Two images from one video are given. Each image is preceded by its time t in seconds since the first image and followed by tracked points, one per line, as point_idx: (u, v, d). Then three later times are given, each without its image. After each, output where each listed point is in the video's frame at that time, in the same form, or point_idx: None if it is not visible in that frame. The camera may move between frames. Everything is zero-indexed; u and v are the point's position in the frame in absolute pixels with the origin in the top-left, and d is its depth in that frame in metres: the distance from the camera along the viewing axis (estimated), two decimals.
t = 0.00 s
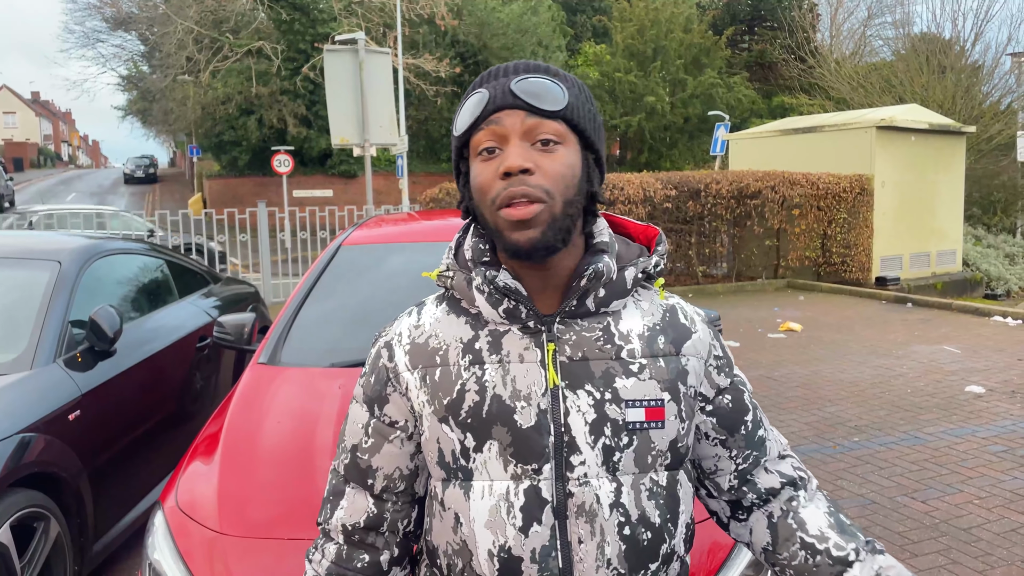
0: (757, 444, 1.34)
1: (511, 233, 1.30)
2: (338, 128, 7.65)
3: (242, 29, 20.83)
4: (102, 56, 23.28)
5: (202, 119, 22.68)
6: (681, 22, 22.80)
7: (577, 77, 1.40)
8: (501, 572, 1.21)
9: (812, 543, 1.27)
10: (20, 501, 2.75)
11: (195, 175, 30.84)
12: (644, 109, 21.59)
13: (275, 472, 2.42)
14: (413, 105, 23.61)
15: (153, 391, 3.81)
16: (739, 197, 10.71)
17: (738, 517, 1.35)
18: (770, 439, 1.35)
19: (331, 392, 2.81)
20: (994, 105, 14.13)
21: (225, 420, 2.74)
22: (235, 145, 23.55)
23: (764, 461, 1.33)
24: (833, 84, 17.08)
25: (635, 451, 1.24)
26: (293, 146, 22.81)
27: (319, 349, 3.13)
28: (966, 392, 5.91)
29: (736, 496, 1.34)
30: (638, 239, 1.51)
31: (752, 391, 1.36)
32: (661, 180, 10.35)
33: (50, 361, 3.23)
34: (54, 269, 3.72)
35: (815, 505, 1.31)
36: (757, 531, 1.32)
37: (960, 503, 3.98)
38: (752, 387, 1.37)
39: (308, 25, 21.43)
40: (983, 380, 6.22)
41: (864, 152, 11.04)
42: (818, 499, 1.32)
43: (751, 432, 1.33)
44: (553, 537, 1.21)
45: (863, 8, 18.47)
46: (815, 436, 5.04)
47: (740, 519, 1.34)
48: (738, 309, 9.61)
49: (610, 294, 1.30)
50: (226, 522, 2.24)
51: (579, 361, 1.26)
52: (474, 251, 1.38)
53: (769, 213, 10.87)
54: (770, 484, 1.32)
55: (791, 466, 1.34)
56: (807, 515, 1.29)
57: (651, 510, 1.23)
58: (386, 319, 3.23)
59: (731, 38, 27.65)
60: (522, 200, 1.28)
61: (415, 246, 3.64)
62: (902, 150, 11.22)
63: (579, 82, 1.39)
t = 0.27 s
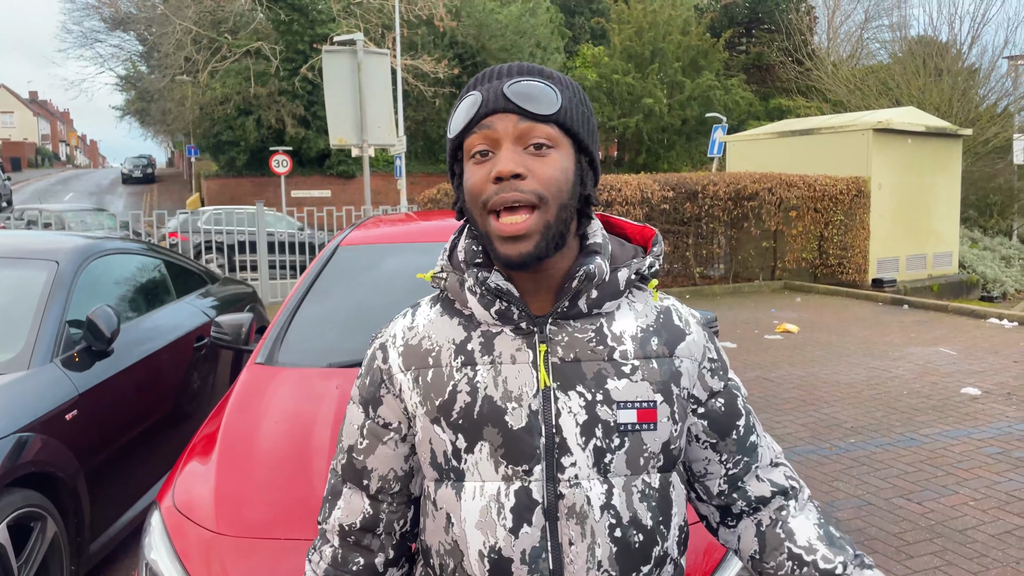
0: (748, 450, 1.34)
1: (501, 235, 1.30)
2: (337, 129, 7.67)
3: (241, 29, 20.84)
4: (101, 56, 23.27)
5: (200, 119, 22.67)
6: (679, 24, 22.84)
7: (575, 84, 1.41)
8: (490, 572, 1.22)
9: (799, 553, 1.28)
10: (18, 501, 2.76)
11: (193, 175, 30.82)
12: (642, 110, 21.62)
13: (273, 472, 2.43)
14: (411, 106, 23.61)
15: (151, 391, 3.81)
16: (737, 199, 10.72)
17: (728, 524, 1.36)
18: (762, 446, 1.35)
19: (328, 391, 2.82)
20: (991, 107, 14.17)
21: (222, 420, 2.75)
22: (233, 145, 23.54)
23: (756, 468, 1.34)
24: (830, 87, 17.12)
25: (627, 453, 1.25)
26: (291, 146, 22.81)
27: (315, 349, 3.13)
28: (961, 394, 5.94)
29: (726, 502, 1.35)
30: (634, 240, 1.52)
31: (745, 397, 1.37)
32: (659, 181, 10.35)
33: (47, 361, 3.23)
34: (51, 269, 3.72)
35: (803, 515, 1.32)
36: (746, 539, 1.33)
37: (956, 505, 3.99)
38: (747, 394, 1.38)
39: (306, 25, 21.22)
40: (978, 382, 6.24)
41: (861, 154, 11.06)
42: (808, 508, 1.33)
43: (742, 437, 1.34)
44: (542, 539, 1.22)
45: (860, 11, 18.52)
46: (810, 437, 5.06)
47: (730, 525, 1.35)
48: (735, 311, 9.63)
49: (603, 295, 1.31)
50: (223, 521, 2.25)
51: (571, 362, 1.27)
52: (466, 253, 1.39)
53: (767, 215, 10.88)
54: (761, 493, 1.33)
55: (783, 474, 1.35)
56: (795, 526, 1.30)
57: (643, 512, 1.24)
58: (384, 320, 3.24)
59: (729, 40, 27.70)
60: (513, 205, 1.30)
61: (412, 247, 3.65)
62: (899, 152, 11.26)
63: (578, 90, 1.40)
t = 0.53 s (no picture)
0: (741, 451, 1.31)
1: (500, 225, 1.28)
2: (335, 128, 7.64)
3: (238, 28, 20.77)
4: (97, 55, 23.18)
5: (197, 119, 22.61)
6: (677, 25, 22.82)
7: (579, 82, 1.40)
8: (480, 569, 1.20)
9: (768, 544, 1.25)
10: (13, 500, 2.73)
11: (190, 174, 30.74)
12: (640, 111, 21.61)
13: (270, 472, 2.41)
14: (409, 105, 23.57)
15: (147, 390, 3.78)
16: (735, 200, 10.71)
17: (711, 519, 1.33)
18: (755, 447, 1.32)
19: (325, 390, 2.81)
20: (989, 109, 14.17)
21: (218, 420, 2.73)
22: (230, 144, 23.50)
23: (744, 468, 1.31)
24: (829, 88, 17.12)
25: (620, 451, 1.22)
26: (288, 146, 22.77)
27: (311, 348, 3.11)
28: (960, 395, 5.92)
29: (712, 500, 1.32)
30: (634, 238, 1.50)
31: (740, 396, 1.34)
32: (657, 181, 10.33)
33: (43, 360, 3.20)
34: (48, 268, 3.70)
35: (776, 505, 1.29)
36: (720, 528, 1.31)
37: (954, 506, 3.98)
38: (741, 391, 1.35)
39: (303, 24, 21.17)
40: (977, 384, 6.24)
41: (860, 155, 11.05)
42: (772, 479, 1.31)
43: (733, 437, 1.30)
44: (533, 536, 1.20)
45: (859, 12, 18.51)
46: (808, 438, 5.05)
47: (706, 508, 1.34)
48: (733, 312, 9.62)
49: (598, 290, 1.29)
50: (219, 521, 2.23)
51: (566, 359, 1.25)
52: (464, 247, 1.37)
53: (765, 216, 10.87)
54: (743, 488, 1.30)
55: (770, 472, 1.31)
56: (752, 492, 1.28)
57: (635, 511, 1.22)
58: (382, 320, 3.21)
59: (728, 41, 27.69)
60: (514, 197, 1.27)
61: (410, 247, 3.63)
62: (897, 153, 11.25)
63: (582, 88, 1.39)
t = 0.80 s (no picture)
0: (733, 460, 1.32)
1: (509, 281, 1.30)
2: (334, 129, 7.66)
3: (238, 29, 20.80)
4: (97, 56, 23.19)
5: (197, 120, 22.63)
6: (677, 27, 22.85)
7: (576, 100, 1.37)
8: (474, 570, 1.22)
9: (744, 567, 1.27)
10: (12, 501, 2.75)
11: (190, 175, 30.77)
12: (639, 112, 21.63)
13: (268, 476, 2.41)
14: (409, 107, 23.59)
15: (146, 391, 3.80)
16: (733, 202, 10.74)
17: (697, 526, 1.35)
18: (746, 461, 1.32)
19: (323, 392, 2.82)
20: (987, 111, 14.21)
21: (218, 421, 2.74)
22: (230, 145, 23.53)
23: (734, 480, 1.32)
24: (828, 90, 17.15)
25: (613, 454, 1.24)
26: (288, 147, 22.79)
27: (311, 349, 3.14)
28: (957, 397, 5.94)
29: (698, 508, 1.34)
30: (631, 243, 1.52)
31: (733, 402, 1.35)
32: (656, 183, 10.35)
33: (43, 361, 3.22)
34: (48, 269, 3.72)
35: (763, 531, 1.29)
36: (703, 536, 1.33)
37: (951, 508, 4.00)
38: (734, 397, 1.36)
39: (303, 26, 21.02)
40: (974, 386, 6.26)
41: (858, 157, 11.08)
42: (770, 527, 1.30)
43: (726, 441, 1.32)
44: (527, 536, 1.22)
45: (858, 15, 18.53)
46: (806, 440, 5.07)
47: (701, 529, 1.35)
48: (731, 313, 9.64)
49: (596, 296, 1.30)
50: (218, 523, 2.24)
51: (561, 362, 1.27)
52: (460, 253, 1.39)
53: (763, 218, 10.90)
54: (730, 501, 1.31)
55: (762, 491, 1.32)
56: (748, 538, 1.28)
57: (628, 513, 1.24)
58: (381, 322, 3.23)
59: (726, 42, 27.74)
60: (523, 255, 1.29)
61: (409, 249, 3.64)
62: (896, 156, 11.28)
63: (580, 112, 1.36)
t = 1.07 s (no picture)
0: (739, 461, 1.30)
1: (509, 271, 1.29)
2: (335, 128, 7.64)
3: (239, 27, 20.78)
4: (97, 54, 23.17)
5: (197, 118, 22.61)
6: (678, 26, 22.82)
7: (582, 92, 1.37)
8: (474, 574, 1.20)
9: (776, 572, 1.24)
10: (11, 500, 2.73)
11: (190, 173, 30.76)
12: (640, 112, 21.60)
13: (268, 475, 2.40)
14: (410, 105, 23.57)
15: (146, 389, 3.78)
16: (734, 202, 10.74)
17: (714, 530, 1.33)
18: (756, 458, 1.31)
19: (323, 390, 2.81)
20: (989, 111, 14.19)
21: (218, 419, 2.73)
22: (230, 144, 23.52)
23: (748, 481, 1.30)
24: (829, 89, 17.12)
25: (616, 459, 1.22)
26: (288, 145, 22.79)
27: (310, 348, 3.12)
28: (959, 397, 5.93)
29: (714, 511, 1.32)
30: (635, 243, 1.50)
31: (739, 404, 1.33)
32: (657, 182, 10.33)
33: (43, 359, 3.21)
34: (48, 267, 3.70)
35: (789, 534, 1.27)
36: (727, 547, 1.30)
37: (953, 508, 3.98)
38: (740, 398, 1.34)
39: (304, 24, 21.12)
40: (976, 386, 6.24)
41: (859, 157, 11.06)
42: (796, 528, 1.28)
43: (732, 445, 1.30)
44: (529, 543, 1.20)
45: (860, 14, 18.50)
46: (807, 440, 5.05)
47: (717, 533, 1.33)
48: (732, 313, 9.63)
49: (597, 300, 1.29)
50: (219, 521, 2.23)
51: (562, 366, 1.25)
52: (461, 253, 1.37)
53: (764, 217, 10.90)
54: (749, 506, 1.29)
55: (777, 491, 1.30)
56: (778, 544, 1.26)
57: (631, 519, 1.21)
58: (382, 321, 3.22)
59: (728, 42, 27.70)
60: (523, 242, 1.28)
61: (408, 248, 3.63)
62: (897, 156, 11.26)
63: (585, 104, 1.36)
